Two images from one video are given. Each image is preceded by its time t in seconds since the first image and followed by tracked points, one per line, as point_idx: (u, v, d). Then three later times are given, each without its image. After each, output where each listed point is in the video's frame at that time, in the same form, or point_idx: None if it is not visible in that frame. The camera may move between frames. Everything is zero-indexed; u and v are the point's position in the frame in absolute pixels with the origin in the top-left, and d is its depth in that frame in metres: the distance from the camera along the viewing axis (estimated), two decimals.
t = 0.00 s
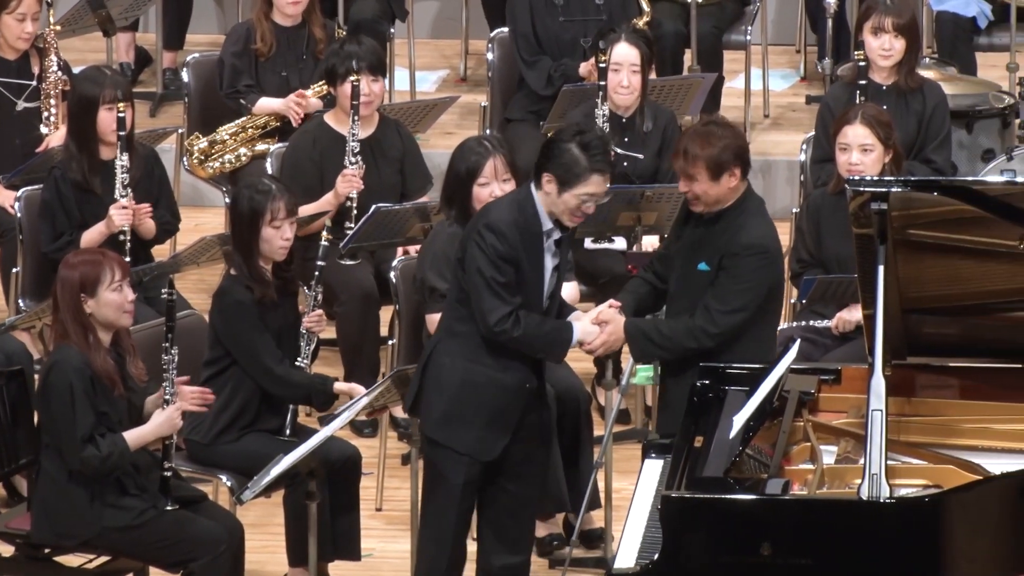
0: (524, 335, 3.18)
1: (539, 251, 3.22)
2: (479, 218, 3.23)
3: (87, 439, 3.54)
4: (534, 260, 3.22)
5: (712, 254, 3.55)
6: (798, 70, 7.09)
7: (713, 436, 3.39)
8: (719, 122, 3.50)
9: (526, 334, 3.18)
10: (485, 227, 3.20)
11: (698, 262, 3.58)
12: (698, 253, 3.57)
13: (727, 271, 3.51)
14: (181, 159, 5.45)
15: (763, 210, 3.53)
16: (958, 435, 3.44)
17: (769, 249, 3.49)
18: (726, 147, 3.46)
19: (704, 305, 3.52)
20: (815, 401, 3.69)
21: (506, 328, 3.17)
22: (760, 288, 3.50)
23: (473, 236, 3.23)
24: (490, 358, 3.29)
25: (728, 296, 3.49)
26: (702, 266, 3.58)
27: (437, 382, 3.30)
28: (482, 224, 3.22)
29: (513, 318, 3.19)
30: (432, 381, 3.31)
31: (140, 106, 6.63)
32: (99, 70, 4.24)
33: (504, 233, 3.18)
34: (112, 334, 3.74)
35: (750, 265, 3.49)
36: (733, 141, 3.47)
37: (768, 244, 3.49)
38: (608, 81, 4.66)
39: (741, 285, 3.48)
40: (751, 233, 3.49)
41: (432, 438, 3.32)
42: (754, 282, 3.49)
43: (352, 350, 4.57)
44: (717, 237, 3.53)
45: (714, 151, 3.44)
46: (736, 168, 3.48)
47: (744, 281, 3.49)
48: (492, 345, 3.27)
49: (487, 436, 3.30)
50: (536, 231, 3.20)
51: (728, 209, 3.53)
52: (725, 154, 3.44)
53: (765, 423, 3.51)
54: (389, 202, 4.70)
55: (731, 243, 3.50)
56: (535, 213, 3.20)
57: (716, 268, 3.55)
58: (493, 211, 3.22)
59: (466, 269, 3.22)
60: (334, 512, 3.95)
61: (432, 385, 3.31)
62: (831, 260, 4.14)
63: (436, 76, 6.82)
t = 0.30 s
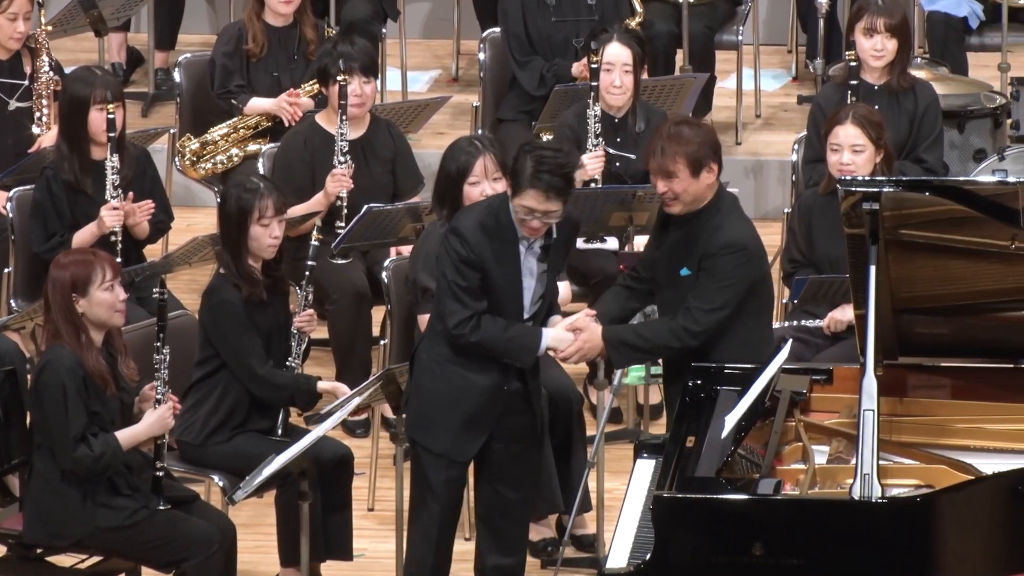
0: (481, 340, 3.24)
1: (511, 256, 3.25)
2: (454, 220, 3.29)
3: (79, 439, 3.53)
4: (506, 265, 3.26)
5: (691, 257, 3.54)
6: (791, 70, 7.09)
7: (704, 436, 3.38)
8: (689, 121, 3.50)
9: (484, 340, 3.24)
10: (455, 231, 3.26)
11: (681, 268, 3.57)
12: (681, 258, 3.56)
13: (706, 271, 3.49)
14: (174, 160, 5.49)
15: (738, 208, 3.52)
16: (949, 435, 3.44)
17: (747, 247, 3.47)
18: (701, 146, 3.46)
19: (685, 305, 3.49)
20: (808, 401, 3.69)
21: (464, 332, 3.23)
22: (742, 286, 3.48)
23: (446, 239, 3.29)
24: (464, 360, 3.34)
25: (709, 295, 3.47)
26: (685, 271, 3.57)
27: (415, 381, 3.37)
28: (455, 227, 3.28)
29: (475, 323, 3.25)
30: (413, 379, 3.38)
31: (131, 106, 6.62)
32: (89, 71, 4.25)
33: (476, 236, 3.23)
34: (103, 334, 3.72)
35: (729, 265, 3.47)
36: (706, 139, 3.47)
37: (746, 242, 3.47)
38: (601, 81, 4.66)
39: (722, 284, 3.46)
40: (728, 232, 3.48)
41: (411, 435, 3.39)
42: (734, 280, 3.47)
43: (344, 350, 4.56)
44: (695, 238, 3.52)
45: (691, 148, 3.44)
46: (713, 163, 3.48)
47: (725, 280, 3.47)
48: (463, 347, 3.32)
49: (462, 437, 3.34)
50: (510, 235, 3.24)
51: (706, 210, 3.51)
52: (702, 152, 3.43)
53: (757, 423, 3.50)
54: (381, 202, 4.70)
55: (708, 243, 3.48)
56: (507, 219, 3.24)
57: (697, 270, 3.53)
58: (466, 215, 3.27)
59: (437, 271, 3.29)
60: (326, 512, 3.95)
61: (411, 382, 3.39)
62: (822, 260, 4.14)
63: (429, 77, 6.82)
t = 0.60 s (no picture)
0: (448, 342, 3.31)
1: (486, 260, 3.32)
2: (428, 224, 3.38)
3: (78, 439, 3.52)
4: (482, 270, 3.32)
5: (682, 260, 3.51)
6: (790, 70, 7.08)
7: (704, 438, 3.38)
8: (692, 118, 3.54)
9: (452, 344, 3.30)
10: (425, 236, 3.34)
11: (675, 270, 3.53)
12: (673, 260, 3.53)
13: (699, 272, 3.46)
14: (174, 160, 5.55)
15: (727, 207, 3.50)
16: (949, 435, 3.44)
17: (737, 246, 3.45)
18: (700, 142, 3.48)
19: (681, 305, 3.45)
20: (807, 401, 3.68)
21: (431, 334, 3.30)
22: (735, 286, 3.46)
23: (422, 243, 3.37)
24: (446, 362, 3.39)
25: (704, 293, 3.44)
26: (679, 274, 3.53)
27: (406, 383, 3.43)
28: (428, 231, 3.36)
29: (445, 325, 3.32)
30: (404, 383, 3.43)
31: (131, 106, 6.62)
32: (88, 72, 4.25)
33: (455, 236, 3.32)
34: (101, 334, 3.73)
35: (722, 264, 3.44)
36: (704, 136, 3.50)
37: (738, 242, 3.45)
38: (599, 81, 4.66)
39: (718, 285, 3.44)
40: (719, 232, 3.45)
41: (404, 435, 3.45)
42: (728, 281, 3.44)
43: (344, 350, 4.56)
44: (686, 239, 3.49)
45: (689, 139, 3.47)
46: (708, 162, 3.48)
47: (718, 279, 3.44)
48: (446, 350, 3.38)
49: (447, 437, 3.41)
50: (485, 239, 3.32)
51: (692, 208, 3.49)
52: (699, 144, 3.45)
53: (754, 424, 3.50)
54: (380, 202, 4.70)
55: (699, 244, 3.46)
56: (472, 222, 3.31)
57: (689, 273, 3.50)
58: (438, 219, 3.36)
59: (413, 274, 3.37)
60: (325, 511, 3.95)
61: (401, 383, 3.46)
62: (822, 260, 4.14)
63: (428, 77, 6.81)
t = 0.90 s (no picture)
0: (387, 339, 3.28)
1: (439, 262, 3.24)
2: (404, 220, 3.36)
3: (83, 439, 3.52)
4: (437, 269, 3.25)
5: (688, 244, 3.55)
6: (793, 71, 7.09)
7: (707, 439, 3.37)
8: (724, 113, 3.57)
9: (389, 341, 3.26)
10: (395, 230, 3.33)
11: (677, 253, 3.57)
12: (676, 243, 3.57)
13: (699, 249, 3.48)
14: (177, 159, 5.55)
15: (743, 204, 3.52)
16: (952, 435, 3.43)
17: (741, 236, 3.47)
18: (725, 134, 3.50)
19: (688, 271, 3.43)
20: (810, 401, 3.68)
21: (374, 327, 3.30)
22: (735, 272, 3.47)
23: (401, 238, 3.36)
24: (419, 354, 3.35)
25: (712, 272, 3.44)
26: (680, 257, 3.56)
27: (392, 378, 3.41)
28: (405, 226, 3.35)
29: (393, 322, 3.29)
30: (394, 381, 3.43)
31: (134, 107, 6.63)
32: (92, 73, 4.25)
33: (418, 232, 3.27)
34: (106, 333, 3.73)
35: (726, 246, 3.45)
36: (730, 130, 3.52)
37: (744, 233, 3.47)
38: (602, 81, 4.66)
39: (720, 263, 3.44)
40: (723, 220, 3.49)
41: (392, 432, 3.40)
42: (729, 264, 3.45)
43: (347, 350, 4.56)
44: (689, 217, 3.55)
45: (715, 129, 3.49)
46: (730, 155, 3.50)
47: (724, 260, 3.44)
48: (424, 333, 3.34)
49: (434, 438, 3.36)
50: (442, 235, 3.26)
51: (709, 196, 3.52)
52: (723, 136, 3.47)
53: (758, 424, 3.50)
54: (384, 202, 4.70)
55: (704, 227, 3.50)
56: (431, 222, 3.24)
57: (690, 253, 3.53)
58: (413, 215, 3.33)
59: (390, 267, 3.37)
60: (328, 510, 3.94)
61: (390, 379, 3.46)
62: (825, 260, 4.14)
63: (431, 77, 6.81)
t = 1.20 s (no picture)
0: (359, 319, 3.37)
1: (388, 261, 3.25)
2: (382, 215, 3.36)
3: (95, 442, 3.51)
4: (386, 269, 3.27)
5: (693, 239, 3.55)
6: (794, 70, 7.08)
7: (709, 438, 3.37)
8: (735, 108, 3.56)
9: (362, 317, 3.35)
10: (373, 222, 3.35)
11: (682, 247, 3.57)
12: (682, 237, 3.58)
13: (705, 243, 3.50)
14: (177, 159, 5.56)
15: (752, 202, 3.54)
16: (953, 435, 3.43)
17: (750, 234, 3.49)
18: (732, 130, 3.50)
19: (698, 264, 3.45)
20: (811, 401, 3.68)
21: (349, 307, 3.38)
22: (739, 267, 3.49)
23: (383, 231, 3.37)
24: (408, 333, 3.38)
25: (722, 267, 3.47)
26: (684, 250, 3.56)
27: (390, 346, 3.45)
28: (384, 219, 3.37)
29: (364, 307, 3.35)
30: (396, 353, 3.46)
31: (135, 106, 6.63)
32: (93, 73, 4.25)
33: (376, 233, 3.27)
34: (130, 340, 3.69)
35: (733, 241, 3.47)
36: (738, 126, 3.51)
37: (752, 230, 3.50)
38: (602, 82, 4.65)
39: (725, 256, 3.46)
40: (731, 216, 3.51)
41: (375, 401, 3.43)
42: (736, 257, 3.47)
43: (347, 350, 4.56)
44: (696, 212, 3.57)
45: (720, 127, 3.49)
46: (737, 151, 3.49)
47: (732, 255, 3.46)
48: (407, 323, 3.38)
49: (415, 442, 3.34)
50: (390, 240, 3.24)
51: (717, 194, 3.54)
52: (728, 132, 3.47)
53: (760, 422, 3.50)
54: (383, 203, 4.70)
55: (713, 220, 3.52)
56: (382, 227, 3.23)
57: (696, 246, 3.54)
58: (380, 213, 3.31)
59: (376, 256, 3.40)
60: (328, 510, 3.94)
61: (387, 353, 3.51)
62: (826, 260, 4.14)
63: (432, 77, 6.81)
